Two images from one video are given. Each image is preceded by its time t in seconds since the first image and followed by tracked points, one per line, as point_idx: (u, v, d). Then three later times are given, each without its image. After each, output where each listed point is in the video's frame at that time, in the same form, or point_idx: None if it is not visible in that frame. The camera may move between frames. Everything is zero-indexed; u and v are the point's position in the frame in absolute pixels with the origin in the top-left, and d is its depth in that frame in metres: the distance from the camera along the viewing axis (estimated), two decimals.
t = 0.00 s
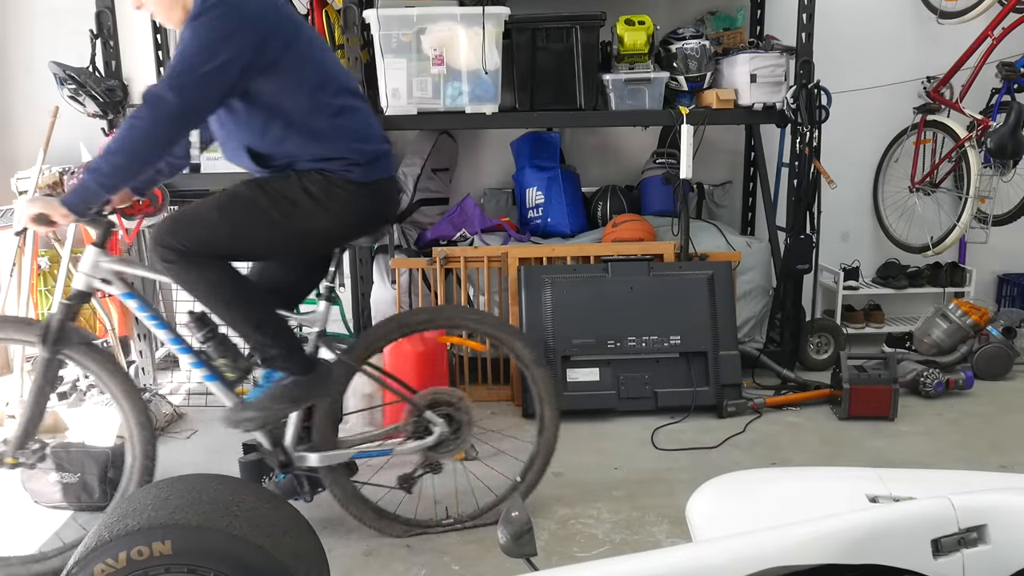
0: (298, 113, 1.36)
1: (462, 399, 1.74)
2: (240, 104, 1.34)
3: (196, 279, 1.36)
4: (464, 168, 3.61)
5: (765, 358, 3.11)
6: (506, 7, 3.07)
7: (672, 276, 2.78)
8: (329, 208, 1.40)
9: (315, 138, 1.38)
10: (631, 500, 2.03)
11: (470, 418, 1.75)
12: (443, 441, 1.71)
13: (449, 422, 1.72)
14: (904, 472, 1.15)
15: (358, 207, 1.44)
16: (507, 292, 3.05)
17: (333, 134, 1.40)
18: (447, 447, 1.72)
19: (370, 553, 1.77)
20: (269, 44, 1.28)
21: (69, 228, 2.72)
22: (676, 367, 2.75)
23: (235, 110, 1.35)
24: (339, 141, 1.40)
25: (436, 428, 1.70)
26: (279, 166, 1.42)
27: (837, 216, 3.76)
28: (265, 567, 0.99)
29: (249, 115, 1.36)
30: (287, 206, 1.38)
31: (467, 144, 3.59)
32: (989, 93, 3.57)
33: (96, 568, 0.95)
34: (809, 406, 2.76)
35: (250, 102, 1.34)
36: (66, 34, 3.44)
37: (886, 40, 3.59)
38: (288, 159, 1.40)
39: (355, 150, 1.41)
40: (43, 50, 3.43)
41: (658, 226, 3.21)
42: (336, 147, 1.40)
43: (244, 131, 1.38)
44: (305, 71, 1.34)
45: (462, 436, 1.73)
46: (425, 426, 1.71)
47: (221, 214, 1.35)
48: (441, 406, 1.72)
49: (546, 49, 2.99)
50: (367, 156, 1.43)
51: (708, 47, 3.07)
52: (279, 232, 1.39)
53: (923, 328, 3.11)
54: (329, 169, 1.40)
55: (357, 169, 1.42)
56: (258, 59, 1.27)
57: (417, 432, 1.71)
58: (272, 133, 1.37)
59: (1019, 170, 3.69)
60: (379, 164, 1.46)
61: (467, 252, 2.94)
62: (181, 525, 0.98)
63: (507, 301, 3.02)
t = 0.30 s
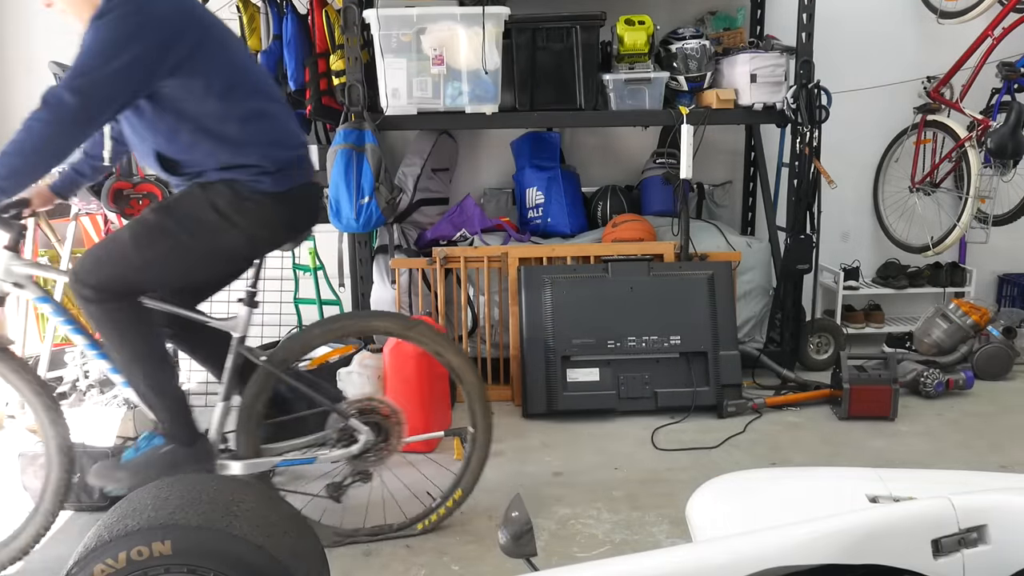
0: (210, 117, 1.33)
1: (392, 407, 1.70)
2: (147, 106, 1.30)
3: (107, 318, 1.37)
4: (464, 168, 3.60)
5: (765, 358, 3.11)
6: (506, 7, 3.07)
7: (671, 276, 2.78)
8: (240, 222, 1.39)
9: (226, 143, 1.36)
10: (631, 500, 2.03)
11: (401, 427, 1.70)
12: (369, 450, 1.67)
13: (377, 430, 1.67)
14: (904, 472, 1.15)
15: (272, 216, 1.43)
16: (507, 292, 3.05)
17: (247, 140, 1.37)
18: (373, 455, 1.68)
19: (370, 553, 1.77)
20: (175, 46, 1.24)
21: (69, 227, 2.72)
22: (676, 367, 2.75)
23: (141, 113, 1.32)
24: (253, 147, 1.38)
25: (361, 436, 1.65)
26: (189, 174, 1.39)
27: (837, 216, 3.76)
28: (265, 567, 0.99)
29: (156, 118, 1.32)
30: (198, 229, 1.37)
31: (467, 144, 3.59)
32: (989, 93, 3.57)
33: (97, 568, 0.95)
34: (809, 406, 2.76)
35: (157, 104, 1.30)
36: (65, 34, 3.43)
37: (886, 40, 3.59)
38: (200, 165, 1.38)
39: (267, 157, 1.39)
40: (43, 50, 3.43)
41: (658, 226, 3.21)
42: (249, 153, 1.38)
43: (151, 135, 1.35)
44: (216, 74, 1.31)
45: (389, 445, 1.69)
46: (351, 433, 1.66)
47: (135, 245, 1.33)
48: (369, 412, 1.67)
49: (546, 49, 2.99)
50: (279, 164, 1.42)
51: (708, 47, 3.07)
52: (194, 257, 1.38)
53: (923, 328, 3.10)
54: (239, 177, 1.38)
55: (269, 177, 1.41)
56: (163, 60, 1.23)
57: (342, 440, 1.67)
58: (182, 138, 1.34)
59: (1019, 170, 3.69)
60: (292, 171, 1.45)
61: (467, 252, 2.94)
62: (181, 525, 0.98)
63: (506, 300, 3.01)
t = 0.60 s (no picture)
0: (112, 123, 1.18)
1: (309, 411, 1.69)
2: (40, 107, 1.15)
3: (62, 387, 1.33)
4: (463, 168, 3.60)
5: (765, 358, 3.11)
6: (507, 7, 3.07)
7: (672, 276, 2.78)
8: (158, 243, 1.29)
9: (130, 149, 1.21)
10: (631, 500, 2.03)
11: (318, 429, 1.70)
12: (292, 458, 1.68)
13: (296, 435, 1.67)
14: (904, 472, 1.15)
15: (184, 230, 1.31)
16: (507, 292, 3.05)
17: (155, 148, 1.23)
18: (289, 463, 1.68)
19: (370, 553, 1.77)
20: (67, 41, 1.10)
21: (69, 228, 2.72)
22: (676, 367, 2.75)
23: (31, 115, 1.16)
24: (161, 154, 1.24)
25: (278, 442, 1.65)
26: (88, 186, 1.24)
27: (837, 216, 3.76)
28: (265, 567, 0.99)
29: (49, 121, 1.16)
30: (119, 262, 1.28)
31: (467, 144, 3.59)
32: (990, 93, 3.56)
33: (97, 568, 0.95)
34: (809, 406, 2.76)
35: (48, 105, 1.15)
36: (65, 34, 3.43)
37: (886, 40, 3.59)
38: (100, 175, 1.23)
39: (177, 164, 1.26)
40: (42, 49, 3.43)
41: (658, 226, 3.21)
42: (156, 161, 1.24)
43: (44, 140, 1.19)
44: (116, 74, 1.17)
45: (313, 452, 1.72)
46: (268, 440, 1.66)
47: (64, 301, 1.27)
48: (287, 417, 1.66)
49: (546, 49, 2.99)
50: (189, 172, 1.28)
51: (708, 47, 3.07)
52: (126, 294, 1.31)
53: (923, 328, 3.10)
54: (145, 188, 1.25)
55: (182, 188, 1.28)
56: (57, 58, 1.09)
57: (260, 446, 1.67)
58: (78, 145, 1.19)
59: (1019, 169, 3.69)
60: (207, 177, 1.31)
61: (467, 252, 2.94)
62: (181, 525, 0.98)
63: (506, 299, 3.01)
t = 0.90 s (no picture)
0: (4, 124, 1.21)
1: (224, 416, 1.66)
2: None
3: None
4: (464, 168, 3.60)
5: (766, 358, 3.11)
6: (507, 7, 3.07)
7: (671, 276, 2.78)
8: (68, 245, 1.32)
9: (25, 151, 1.24)
10: (631, 500, 2.03)
11: (235, 433, 1.67)
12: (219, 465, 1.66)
13: (213, 446, 1.65)
14: (904, 472, 1.15)
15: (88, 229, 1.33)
16: (507, 292, 3.05)
17: (51, 148, 1.26)
18: (209, 469, 1.64)
19: (370, 553, 1.77)
20: None
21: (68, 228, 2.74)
22: (676, 367, 2.75)
23: None
24: (59, 155, 1.26)
25: (193, 450, 1.62)
26: None
27: (837, 216, 3.76)
28: (265, 567, 0.99)
29: None
30: (28, 265, 1.29)
31: (467, 144, 3.59)
32: (990, 93, 3.56)
33: (96, 568, 0.95)
34: (809, 406, 2.76)
35: None
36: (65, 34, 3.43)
37: (886, 40, 3.59)
38: None
39: (73, 164, 1.27)
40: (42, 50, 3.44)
41: (658, 226, 3.21)
42: (53, 161, 1.26)
43: None
44: (8, 76, 1.20)
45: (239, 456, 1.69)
46: (183, 446, 1.62)
47: None
48: (201, 424, 1.63)
49: (546, 49, 2.99)
50: (89, 170, 1.29)
51: (708, 47, 3.07)
52: (42, 296, 1.32)
53: (923, 328, 3.10)
54: (42, 190, 1.26)
55: (81, 186, 1.29)
56: None
57: (176, 453, 1.64)
58: None
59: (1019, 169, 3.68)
60: (111, 176, 1.33)
61: (467, 252, 2.94)
62: (181, 525, 0.98)
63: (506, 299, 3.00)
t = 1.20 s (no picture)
0: None
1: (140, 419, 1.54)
2: None
3: None
4: (463, 168, 3.60)
5: (765, 358, 3.12)
6: (507, 7, 3.07)
7: (672, 276, 2.78)
8: None
9: None
10: (631, 500, 2.03)
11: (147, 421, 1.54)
12: (135, 465, 1.51)
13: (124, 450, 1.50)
14: (905, 472, 1.15)
15: None
16: (507, 292, 3.05)
17: None
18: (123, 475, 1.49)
19: (370, 553, 1.77)
20: None
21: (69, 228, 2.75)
22: (676, 367, 2.75)
23: None
24: None
25: (103, 457, 1.46)
26: None
27: (837, 216, 3.76)
28: (265, 567, 0.99)
29: None
30: None
31: (467, 144, 3.59)
32: (990, 93, 3.57)
33: (97, 568, 0.96)
34: (809, 406, 2.76)
35: None
36: (66, 34, 3.44)
37: (886, 40, 3.59)
38: None
39: None
40: (42, 49, 3.44)
41: (658, 226, 3.21)
42: None
43: None
44: None
45: (157, 451, 1.55)
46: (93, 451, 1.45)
47: None
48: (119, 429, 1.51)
49: (546, 49, 2.99)
50: None
51: (708, 47, 3.07)
52: None
53: (923, 328, 3.11)
54: None
55: None
56: None
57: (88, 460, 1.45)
58: None
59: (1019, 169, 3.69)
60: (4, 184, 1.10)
61: (467, 252, 2.94)
62: (181, 524, 0.98)
63: (506, 299, 3.01)
